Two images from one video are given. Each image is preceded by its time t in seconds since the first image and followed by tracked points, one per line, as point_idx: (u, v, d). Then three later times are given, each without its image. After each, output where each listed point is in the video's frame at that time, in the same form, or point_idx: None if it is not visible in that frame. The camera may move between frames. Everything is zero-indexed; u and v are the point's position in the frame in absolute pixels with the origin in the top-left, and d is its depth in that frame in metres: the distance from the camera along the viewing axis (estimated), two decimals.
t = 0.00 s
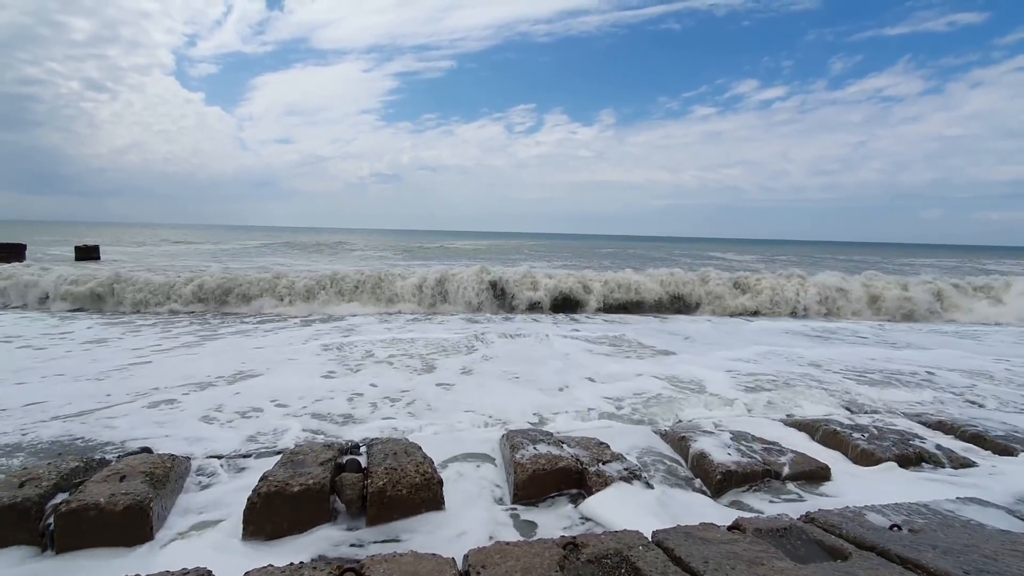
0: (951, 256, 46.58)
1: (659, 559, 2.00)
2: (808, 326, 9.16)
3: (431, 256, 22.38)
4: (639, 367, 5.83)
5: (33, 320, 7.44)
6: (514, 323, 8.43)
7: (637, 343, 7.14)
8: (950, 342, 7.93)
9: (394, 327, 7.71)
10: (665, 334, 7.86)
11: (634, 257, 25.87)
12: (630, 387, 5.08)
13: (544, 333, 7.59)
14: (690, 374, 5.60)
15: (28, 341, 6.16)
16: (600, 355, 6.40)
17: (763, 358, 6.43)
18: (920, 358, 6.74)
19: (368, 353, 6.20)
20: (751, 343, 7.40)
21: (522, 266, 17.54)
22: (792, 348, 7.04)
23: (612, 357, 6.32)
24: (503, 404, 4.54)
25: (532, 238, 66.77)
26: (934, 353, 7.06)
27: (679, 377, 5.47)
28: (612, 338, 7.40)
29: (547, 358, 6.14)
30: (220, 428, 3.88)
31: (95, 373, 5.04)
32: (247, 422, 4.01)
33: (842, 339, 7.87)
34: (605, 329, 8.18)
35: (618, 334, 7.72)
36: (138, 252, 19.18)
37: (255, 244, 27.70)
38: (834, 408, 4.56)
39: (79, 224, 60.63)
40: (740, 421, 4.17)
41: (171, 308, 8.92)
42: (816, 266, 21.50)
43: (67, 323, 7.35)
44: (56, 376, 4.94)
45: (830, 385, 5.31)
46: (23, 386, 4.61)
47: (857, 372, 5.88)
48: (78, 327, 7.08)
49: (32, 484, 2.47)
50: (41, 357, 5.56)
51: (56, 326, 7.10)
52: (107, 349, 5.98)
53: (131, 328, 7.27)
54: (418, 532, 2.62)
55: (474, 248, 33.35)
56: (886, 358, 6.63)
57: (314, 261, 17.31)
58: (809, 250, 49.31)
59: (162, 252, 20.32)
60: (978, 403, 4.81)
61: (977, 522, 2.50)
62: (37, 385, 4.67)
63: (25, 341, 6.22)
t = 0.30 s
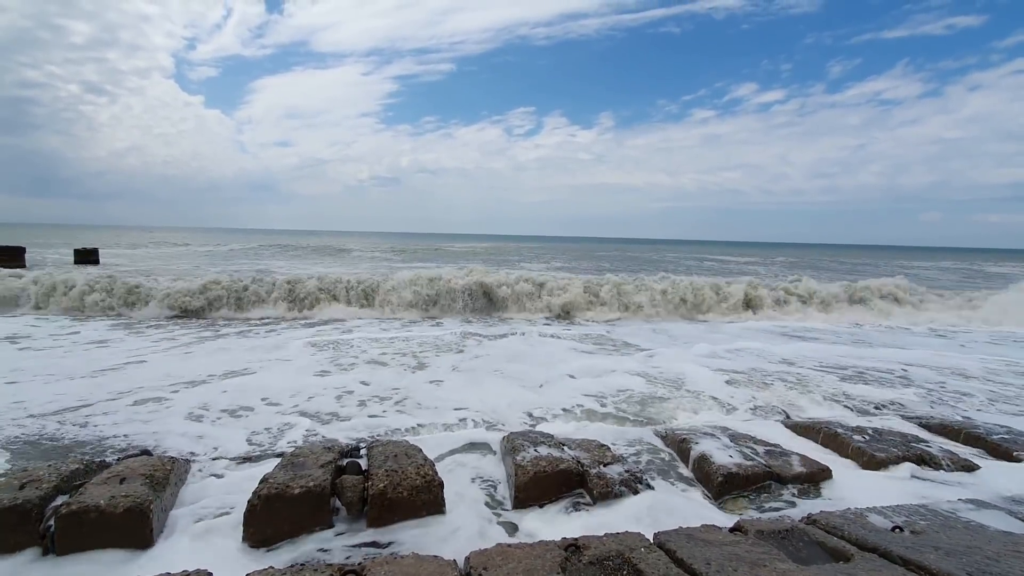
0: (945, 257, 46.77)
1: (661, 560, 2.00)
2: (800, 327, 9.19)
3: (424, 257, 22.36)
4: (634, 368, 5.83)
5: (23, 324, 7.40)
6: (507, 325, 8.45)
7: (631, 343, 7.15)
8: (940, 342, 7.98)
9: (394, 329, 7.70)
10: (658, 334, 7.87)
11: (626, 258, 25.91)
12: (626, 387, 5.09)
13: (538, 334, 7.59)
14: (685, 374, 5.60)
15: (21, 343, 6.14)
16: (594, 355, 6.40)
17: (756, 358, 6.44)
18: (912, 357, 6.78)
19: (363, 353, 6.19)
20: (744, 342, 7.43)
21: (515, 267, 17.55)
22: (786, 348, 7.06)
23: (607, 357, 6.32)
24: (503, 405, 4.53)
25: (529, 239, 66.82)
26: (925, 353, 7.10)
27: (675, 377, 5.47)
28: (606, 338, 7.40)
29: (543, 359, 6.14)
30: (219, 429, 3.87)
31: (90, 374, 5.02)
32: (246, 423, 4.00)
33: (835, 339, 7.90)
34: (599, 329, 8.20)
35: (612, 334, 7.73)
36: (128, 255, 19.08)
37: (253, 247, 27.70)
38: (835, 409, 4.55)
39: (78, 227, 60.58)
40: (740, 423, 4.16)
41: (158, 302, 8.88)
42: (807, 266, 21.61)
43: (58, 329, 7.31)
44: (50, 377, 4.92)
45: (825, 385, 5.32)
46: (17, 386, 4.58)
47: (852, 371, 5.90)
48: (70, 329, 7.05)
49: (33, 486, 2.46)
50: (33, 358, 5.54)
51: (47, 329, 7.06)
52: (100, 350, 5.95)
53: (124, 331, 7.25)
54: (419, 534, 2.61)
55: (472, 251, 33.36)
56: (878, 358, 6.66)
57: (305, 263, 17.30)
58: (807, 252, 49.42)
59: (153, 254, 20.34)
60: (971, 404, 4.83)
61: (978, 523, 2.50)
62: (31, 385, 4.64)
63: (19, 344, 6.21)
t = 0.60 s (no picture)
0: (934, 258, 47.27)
1: (663, 557, 2.00)
2: (785, 329, 9.31)
3: (413, 260, 22.46)
4: (618, 364, 5.92)
5: (14, 330, 7.36)
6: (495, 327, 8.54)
7: (618, 343, 7.23)
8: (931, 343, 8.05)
9: (392, 330, 7.69)
10: (645, 334, 7.95)
11: (615, 260, 26.14)
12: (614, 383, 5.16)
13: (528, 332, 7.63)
14: (673, 373, 5.67)
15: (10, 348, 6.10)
16: (581, 352, 6.48)
17: (742, 357, 6.54)
18: (895, 356, 6.89)
19: (359, 352, 6.20)
20: (729, 342, 7.53)
21: (505, 270, 17.67)
22: (771, 347, 7.16)
23: (593, 354, 6.42)
24: (502, 405, 4.53)
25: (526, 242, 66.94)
26: (906, 352, 7.24)
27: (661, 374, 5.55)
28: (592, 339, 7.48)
29: (529, 355, 6.23)
30: (218, 430, 3.86)
31: (82, 374, 5.01)
32: (244, 423, 3.99)
33: (820, 340, 8.02)
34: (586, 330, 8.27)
35: (600, 335, 7.81)
36: (116, 259, 18.96)
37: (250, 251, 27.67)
38: (833, 408, 4.56)
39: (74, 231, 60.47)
40: (739, 422, 4.17)
41: (146, 304, 8.91)
42: (792, 268, 21.91)
43: (46, 333, 7.30)
44: (43, 376, 4.90)
45: (812, 383, 5.39)
46: (11, 386, 4.56)
47: (838, 370, 5.98)
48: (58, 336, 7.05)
49: (32, 487, 2.45)
50: (24, 359, 5.52)
51: (37, 335, 7.08)
52: (91, 351, 5.94)
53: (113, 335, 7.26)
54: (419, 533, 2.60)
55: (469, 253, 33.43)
56: (870, 357, 6.71)
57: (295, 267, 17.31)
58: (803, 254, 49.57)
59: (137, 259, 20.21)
60: (964, 403, 4.87)
61: (977, 519, 2.51)
62: (24, 385, 4.62)
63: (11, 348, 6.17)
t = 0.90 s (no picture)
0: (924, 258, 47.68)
1: (661, 553, 2.02)
2: (774, 329, 9.42)
3: (402, 263, 22.60)
4: (596, 359, 6.12)
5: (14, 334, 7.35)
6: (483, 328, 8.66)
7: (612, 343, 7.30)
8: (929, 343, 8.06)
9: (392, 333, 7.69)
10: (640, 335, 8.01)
11: (602, 262, 26.39)
12: (595, 377, 5.33)
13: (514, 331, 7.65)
14: (652, 368, 5.83)
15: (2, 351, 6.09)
16: (567, 349, 6.63)
17: (735, 355, 6.61)
18: (876, 351, 7.04)
19: (359, 352, 6.21)
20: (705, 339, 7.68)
21: (494, 273, 17.85)
22: (757, 345, 7.28)
23: (585, 353, 6.51)
24: (502, 403, 4.54)
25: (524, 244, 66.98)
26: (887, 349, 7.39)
27: (653, 371, 5.63)
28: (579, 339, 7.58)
29: (512, 350, 6.40)
30: (217, 430, 3.86)
31: (76, 374, 5.01)
32: (244, 423, 4.00)
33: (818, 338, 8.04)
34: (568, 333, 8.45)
35: (586, 336, 7.95)
36: (115, 264, 18.92)
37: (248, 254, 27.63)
38: (831, 406, 4.59)
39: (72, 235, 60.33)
40: (737, 420, 4.20)
41: (135, 303, 8.91)
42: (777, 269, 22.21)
43: (32, 337, 7.27)
44: (36, 377, 4.90)
45: (798, 379, 5.48)
46: (11, 387, 4.57)
47: (825, 367, 6.08)
48: (42, 340, 7.01)
49: (33, 488, 2.46)
50: (15, 361, 5.51)
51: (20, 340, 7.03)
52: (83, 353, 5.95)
53: (100, 339, 7.24)
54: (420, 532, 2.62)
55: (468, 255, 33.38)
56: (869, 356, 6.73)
57: (284, 271, 17.37)
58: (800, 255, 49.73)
59: (122, 263, 20.17)
60: (961, 400, 4.90)
61: (972, 513, 2.53)
62: (21, 386, 4.62)
63: (10, 351, 6.17)
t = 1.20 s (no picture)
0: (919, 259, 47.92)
1: (653, 552, 2.04)
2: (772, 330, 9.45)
3: (395, 266, 22.66)
4: (576, 355, 6.29)
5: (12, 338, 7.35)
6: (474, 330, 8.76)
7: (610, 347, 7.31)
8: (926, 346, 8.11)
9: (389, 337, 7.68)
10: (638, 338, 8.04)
11: (595, 264, 26.53)
12: (588, 377, 5.38)
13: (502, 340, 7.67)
14: (632, 365, 5.99)
15: None
16: (564, 351, 6.65)
17: (732, 355, 6.63)
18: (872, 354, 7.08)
19: (356, 352, 6.21)
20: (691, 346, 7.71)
21: (493, 276, 17.85)
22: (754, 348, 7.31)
23: (583, 353, 6.52)
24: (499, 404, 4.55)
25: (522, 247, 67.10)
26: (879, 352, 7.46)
27: (649, 372, 5.66)
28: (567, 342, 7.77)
29: (494, 349, 6.56)
30: (214, 430, 3.87)
31: (70, 374, 5.02)
32: (240, 423, 4.00)
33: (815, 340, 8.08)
34: (552, 336, 8.62)
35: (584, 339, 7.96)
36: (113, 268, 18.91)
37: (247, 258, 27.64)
38: (827, 407, 4.61)
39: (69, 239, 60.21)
40: (732, 421, 4.21)
41: (133, 306, 8.91)
42: (769, 270, 22.40)
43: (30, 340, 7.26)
44: (30, 377, 4.91)
45: (794, 380, 5.51)
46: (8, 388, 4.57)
47: (820, 368, 6.11)
48: (32, 346, 6.99)
49: (28, 491, 2.46)
50: (7, 363, 5.51)
51: (9, 345, 6.99)
52: (78, 355, 5.94)
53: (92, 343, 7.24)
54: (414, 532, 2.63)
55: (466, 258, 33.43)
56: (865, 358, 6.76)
57: (276, 274, 17.37)
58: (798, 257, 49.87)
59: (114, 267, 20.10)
60: (956, 400, 4.92)
61: (964, 513, 2.55)
62: (18, 386, 4.62)
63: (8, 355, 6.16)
